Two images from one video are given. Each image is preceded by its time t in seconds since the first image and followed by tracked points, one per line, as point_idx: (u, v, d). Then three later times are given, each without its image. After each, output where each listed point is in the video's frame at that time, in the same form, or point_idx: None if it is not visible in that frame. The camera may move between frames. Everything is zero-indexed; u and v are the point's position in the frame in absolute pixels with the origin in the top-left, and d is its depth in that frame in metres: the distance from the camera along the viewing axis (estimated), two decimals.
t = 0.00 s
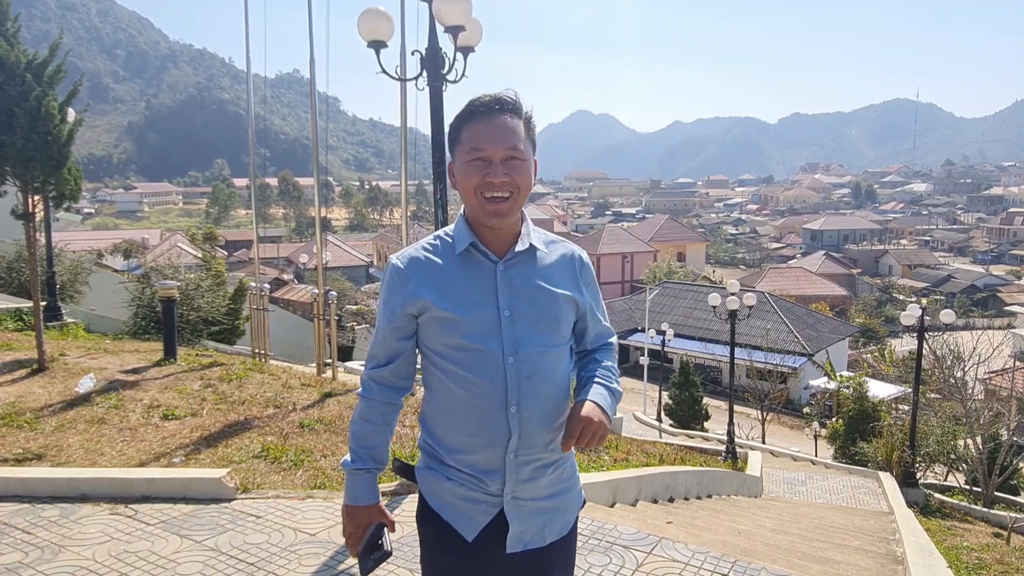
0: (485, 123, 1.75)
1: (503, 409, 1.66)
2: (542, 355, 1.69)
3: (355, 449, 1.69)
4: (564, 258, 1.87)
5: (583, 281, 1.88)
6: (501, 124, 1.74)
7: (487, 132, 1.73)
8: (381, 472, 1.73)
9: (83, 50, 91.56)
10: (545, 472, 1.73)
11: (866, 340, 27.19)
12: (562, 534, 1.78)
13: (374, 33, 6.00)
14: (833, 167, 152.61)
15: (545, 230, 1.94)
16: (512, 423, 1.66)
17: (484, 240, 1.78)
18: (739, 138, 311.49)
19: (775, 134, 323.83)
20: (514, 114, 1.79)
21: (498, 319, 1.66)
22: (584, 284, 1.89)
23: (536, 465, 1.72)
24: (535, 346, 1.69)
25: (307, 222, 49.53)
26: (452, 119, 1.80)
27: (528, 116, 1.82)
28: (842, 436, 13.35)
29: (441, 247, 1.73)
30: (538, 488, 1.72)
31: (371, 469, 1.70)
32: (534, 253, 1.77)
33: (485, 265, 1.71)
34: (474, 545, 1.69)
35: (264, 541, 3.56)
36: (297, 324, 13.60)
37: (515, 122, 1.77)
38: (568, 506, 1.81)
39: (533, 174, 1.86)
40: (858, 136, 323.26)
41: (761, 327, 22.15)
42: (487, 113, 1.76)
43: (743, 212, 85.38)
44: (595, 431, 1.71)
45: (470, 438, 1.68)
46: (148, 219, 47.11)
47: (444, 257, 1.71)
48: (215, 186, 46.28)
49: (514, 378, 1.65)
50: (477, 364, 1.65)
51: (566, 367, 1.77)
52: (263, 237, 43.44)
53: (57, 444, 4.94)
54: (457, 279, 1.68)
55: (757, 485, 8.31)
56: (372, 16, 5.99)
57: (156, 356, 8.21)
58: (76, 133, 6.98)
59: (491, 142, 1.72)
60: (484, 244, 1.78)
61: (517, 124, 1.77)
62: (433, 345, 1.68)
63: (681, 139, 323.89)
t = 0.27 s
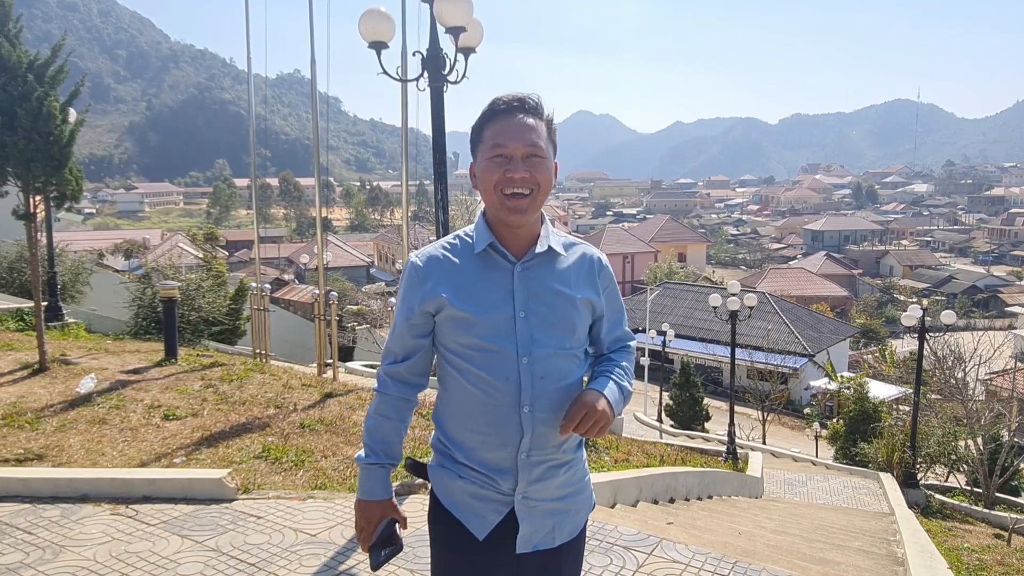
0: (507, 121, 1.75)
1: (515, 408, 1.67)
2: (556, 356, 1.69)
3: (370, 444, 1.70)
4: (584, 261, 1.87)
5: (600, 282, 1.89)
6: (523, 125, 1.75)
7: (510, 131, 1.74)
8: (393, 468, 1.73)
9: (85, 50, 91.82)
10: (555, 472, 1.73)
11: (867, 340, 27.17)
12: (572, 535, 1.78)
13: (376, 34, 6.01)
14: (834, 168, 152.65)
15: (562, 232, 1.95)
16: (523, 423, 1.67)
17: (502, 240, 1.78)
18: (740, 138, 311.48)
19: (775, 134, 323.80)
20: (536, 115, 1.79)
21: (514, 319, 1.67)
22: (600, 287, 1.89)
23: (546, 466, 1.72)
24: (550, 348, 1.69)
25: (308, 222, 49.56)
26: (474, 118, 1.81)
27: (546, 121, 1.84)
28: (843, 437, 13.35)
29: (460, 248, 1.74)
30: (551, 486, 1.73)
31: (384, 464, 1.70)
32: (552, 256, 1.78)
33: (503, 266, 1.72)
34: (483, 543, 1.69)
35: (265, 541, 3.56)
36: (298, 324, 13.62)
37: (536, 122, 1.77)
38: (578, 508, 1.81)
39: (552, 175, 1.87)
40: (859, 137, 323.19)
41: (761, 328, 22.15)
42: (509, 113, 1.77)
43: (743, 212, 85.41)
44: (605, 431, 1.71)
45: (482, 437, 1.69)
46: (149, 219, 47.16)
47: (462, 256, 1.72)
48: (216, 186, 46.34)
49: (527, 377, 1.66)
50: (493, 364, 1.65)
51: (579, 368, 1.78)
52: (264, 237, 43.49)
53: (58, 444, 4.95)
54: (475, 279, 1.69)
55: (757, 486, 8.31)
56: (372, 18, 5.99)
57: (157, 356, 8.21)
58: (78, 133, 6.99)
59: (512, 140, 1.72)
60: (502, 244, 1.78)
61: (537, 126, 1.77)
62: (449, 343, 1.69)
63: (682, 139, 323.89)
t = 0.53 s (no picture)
0: (526, 122, 1.76)
1: (514, 409, 1.68)
2: (558, 359, 1.69)
3: (377, 432, 1.74)
4: (596, 264, 1.83)
5: (611, 286, 1.86)
6: (540, 125, 1.75)
7: (526, 131, 1.74)
8: (398, 457, 1.77)
9: (87, 50, 92.05)
10: (552, 471, 1.73)
11: (868, 341, 27.17)
12: (568, 535, 1.78)
13: (376, 36, 6.02)
14: (835, 169, 152.57)
15: (577, 234, 1.92)
16: (523, 423, 1.68)
17: (514, 240, 1.79)
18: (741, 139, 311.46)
19: (776, 135, 323.76)
20: (554, 118, 1.79)
21: (519, 319, 1.68)
22: (611, 291, 1.86)
23: (542, 465, 1.72)
24: (553, 352, 1.69)
25: (308, 223, 49.58)
26: (494, 115, 1.81)
27: (566, 122, 1.83)
28: (843, 438, 13.34)
29: (472, 244, 1.75)
30: (548, 487, 1.73)
31: (389, 453, 1.74)
32: (563, 258, 1.77)
33: (512, 265, 1.73)
34: (480, 538, 1.71)
35: (265, 541, 3.56)
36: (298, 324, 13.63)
37: (553, 124, 1.77)
38: (576, 509, 1.81)
39: (568, 176, 1.86)
40: (860, 138, 323.08)
41: (762, 329, 22.15)
42: (528, 115, 1.78)
43: (744, 213, 85.39)
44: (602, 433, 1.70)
45: (481, 434, 1.71)
46: (150, 219, 47.19)
47: (474, 254, 1.73)
48: (217, 186, 46.38)
49: (529, 378, 1.67)
50: (496, 363, 1.67)
51: (584, 372, 1.77)
52: (264, 237, 43.53)
53: (58, 444, 4.95)
54: (482, 277, 1.70)
55: (758, 487, 8.32)
56: (373, 19, 5.99)
57: (158, 356, 8.21)
58: (79, 134, 7.00)
59: (528, 140, 1.73)
60: (514, 244, 1.79)
61: (554, 128, 1.78)
62: (456, 339, 1.71)
63: (683, 140, 323.89)
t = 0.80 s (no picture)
0: (533, 126, 1.76)
1: (506, 408, 1.70)
2: (553, 362, 1.69)
3: (375, 420, 1.78)
4: (598, 268, 1.81)
5: (614, 291, 1.83)
6: (546, 130, 1.75)
7: (534, 136, 1.74)
8: (394, 446, 1.82)
9: (87, 50, 92.20)
10: (542, 472, 1.74)
11: (868, 343, 27.17)
12: (560, 534, 1.79)
13: (377, 36, 6.03)
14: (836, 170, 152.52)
15: (583, 238, 1.91)
16: (515, 423, 1.69)
17: (518, 242, 1.80)
18: (741, 141, 311.51)
19: (777, 137, 323.87)
20: (563, 123, 1.79)
21: (515, 321, 1.69)
22: (614, 296, 1.84)
23: (533, 465, 1.73)
24: (548, 355, 1.69)
25: (309, 223, 49.63)
26: (504, 119, 1.82)
27: (576, 128, 1.83)
28: (843, 440, 13.34)
29: (475, 244, 1.77)
30: (538, 486, 1.74)
31: (385, 440, 1.78)
32: (566, 261, 1.76)
33: (513, 267, 1.73)
34: (470, 532, 1.73)
35: (266, 541, 3.57)
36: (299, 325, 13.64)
37: (561, 130, 1.77)
38: (569, 512, 1.81)
39: (575, 181, 1.85)
40: (861, 139, 323.18)
41: (762, 330, 22.13)
42: (538, 119, 1.78)
43: (744, 214, 85.41)
44: (594, 436, 1.68)
45: (473, 430, 1.73)
46: (150, 220, 47.21)
47: (477, 253, 1.75)
48: (217, 187, 46.39)
49: (521, 380, 1.68)
50: (491, 363, 1.69)
51: (579, 375, 1.76)
52: (265, 238, 43.56)
53: (59, 444, 4.96)
54: (483, 279, 1.71)
55: (758, 487, 8.33)
56: (374, 20, 6.00)
57: (158, 356, 8.21)
58: (80, 134, 7.02)
59: (534, 144, 1.74)
60: (516, 247, 1.80)
61: (562, 133, 1.77)
62: (454, 336, 1.74)
63: (683, 141, 324.02)
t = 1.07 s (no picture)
0: (518, 128, 1.77)
1: (494, 408, 1.69)
2: (541, 362, 1.68)
3: (369, 426, 1.81)
4: (586, 269, 1.81)
5: (602, 291, 1.82)
6: (530, 131, 1.76)
7: (518, 137, 1.75)
8: (390, 449, 1.84)
9: (89, 51, 92.34)
10: (533, 473, 1.73)
11: (869, 344, 27.17)
12: (553, 537, 1.77)
13: (379, 38, 6.03)
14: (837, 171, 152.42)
15: (571, 238, 1.91)
16: (503, 424, 1.69)
17: (505, 243, 1.81)
18: (742, 141, 311.48)
19: (778, 137, 323.80)
20: (546, 124, 1.80)
21: (503, 321, 1.68)
22: (603, 296, 1.82)
23: (523, 467, 1.72)
24: (536, 355, 1.68)
25: (310, 224, 49.63)
26: (489, 122, 1.84)
27: (560, 129, 1.84)
28: (845, 441, 13.34)
29: (463, 248, 1.79)
30: (530, 488, 1.73)
31: (380, 444, 1.81)
32: (553, 262, 1.76)
33: (500, 267, 1.74)
34: (463, 535, 1.73)
35: (268, 542, 3.57)
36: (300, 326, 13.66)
37: (544, 131, 1.78)
38: (561, 513, 1.80)
39: (561, 181, 1.85)
40: (862, 140, 323.05)
41: (764, 331, 22.12)
42: (522, 119, 1.79)
43: (745, 215, 85.35)
44: (582, 436, 1.67)
45: (463, 432, 1.73)
46: (151, 220, 47.24)
47: (465, 256, 1.76)
48: (219, 187, 46.40)
49: (509, 380, 1.67)
50: (479, 363, 1.70)
51: (569, 375, 1.75)
52: (266, 239, 43.58)
53: (61, 444, 4.96)
54: (471, 280, 1.72)
55: (759, 488, 8.32)
56: (377, 21, 6.01)
57: (160, 357, 8.22)
58: (83, 135, 7.03)
59: (518, 147, 1.75)
60: (504, 247, 1.80)
61: (546, 134, 1.78)
62: (443, 337, 1.75)
63: (684, 142, 324.01)
